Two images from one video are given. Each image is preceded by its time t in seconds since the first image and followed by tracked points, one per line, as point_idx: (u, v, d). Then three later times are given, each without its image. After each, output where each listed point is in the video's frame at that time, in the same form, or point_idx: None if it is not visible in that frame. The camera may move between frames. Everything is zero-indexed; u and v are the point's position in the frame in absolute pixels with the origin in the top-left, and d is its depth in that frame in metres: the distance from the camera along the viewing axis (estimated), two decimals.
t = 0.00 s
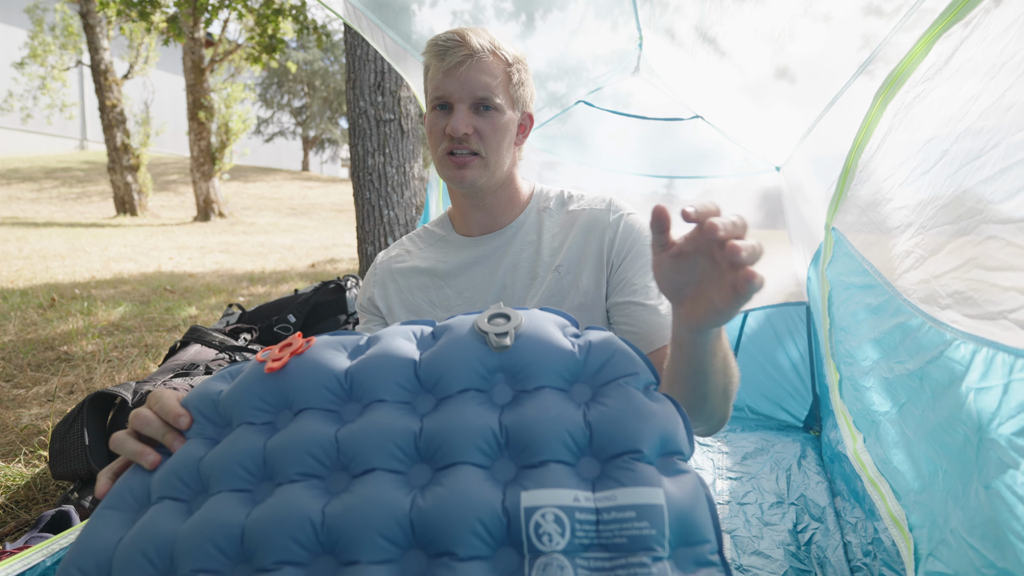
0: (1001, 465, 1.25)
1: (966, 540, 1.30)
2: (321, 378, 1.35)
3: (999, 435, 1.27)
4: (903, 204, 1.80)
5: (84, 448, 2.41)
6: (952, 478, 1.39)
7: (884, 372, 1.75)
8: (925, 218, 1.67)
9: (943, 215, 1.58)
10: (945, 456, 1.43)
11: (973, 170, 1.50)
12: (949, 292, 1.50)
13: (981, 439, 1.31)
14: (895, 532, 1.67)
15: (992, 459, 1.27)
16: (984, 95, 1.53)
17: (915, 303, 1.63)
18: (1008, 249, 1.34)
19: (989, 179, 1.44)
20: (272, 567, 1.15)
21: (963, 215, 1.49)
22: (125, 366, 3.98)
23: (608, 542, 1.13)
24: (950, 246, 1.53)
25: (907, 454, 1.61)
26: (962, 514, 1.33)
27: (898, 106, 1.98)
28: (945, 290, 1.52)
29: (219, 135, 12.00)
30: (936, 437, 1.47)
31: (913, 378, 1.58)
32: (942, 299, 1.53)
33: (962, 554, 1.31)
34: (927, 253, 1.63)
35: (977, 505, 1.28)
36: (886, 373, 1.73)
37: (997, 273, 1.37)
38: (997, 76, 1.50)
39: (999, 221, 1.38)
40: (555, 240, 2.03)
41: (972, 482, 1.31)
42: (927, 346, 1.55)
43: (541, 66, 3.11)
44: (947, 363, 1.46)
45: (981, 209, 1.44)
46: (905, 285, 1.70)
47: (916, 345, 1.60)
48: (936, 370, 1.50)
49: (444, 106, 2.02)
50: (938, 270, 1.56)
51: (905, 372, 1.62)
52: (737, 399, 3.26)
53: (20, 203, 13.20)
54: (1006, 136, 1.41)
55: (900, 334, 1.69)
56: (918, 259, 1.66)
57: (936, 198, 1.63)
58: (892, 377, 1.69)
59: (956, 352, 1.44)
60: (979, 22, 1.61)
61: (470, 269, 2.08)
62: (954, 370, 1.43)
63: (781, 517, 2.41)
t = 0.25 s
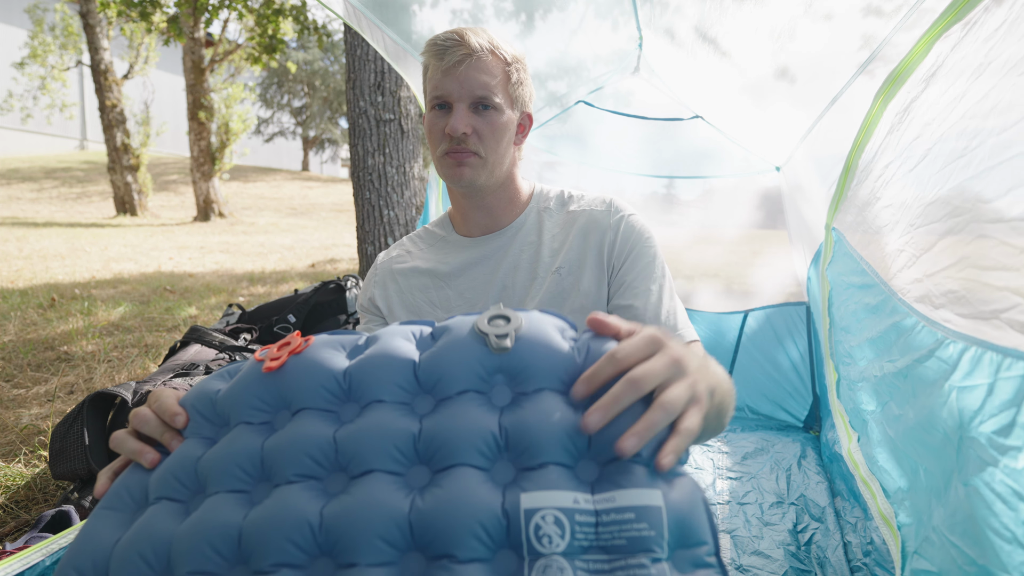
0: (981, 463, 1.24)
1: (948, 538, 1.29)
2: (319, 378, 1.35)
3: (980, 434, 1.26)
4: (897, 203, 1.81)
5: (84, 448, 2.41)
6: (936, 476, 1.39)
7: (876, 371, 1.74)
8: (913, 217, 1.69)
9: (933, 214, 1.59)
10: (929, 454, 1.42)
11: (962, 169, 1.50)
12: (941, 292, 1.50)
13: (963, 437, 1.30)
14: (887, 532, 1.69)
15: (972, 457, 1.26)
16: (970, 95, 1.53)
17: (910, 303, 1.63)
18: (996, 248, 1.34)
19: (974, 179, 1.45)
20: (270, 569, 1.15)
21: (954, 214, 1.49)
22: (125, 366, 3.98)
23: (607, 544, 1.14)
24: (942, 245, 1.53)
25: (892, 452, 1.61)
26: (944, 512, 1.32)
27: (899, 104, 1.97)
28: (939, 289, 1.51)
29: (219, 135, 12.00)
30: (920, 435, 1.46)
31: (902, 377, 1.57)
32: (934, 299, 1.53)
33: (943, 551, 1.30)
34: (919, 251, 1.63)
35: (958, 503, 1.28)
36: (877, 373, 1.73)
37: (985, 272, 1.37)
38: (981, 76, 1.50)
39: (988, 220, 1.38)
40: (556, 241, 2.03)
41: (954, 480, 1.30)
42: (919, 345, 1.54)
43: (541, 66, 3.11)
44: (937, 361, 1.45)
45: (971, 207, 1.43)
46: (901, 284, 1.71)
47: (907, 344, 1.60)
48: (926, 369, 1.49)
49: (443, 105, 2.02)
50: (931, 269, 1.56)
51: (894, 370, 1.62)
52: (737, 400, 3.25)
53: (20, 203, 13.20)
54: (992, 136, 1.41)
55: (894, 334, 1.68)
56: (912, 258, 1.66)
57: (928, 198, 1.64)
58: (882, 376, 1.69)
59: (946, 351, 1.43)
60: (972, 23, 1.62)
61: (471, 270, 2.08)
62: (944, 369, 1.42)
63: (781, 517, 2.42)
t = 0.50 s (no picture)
0: (955, 460, 1.23)
1: (918, 532, 1.29)
2: (320, 380, 1.35)
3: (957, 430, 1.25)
4: (897, 203, 1.81)
5: (84, 448, 2.41)
6: (918, 473, 1.38)
7: (880, 371, 1.73)
8: (913, 217, 1.69)
9: (931, 213, 1.59)
10: (915, 451, 1.41)
11: (959, 169, 1.50)
12: (936, 291, 1.51)
13: (944, 434, 1.30)
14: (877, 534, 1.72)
15: (948, 453, 1.26)
16: (971, 95, 1.53)
17: (907, 302, 1.63)
18: (986, 246, 1.34)
19: (970, 177, 1.45)
20: (272, 569, 1.15)
21: (950, 214, 1.49)
22: (125, 366, 3.98)
23: (607, 541, 1.15)
24: (938, 244, 1.54)
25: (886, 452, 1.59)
26: (919, 507, 1.32)
27: (899, 104, 1.99)
28: (934, 288, 1.51)
29: (219, 135, 12.00)
30: (909, 434, 1.45)
31: (902, 376, 1.56)
32: (929, 299, 1.53)
33: (913, 544, 1.30)
34: (916, 251, 1.64)
35: (930, 497, 1.27)
36: (880, 373, 1.71)
37: (977, 271, 1.37)
38: (982, 75, 1.51)
39: (977, 219, 1.38)
40: (556, 243, 2.03)
41: (932, 475, 1.30)
42: (918, 345, 1.53)
43: (541, 66, 3.11)
44: (933, 361, 1.44)
45: (964, 206, 1.43)
46: (900, 284, 1.71)
47: (906, 344, 1.59)
48: (922, 369, 1.48)
49: (444, 105, 2.02)
50: (928, 269, 1.56)
51: (895, 370, 1.61)
52: (737, 399, 3.25)
53: (20, 203, 13.20)
54: (988, 136, 1.41)
55: (894, 334, 1.68)
56: (910, 257, 1.66)
57: (926, 198, 1.64)
58: (885, 376, 1.67)
59: (942, 350, 1.42)
60: (977, 24, 1.63)
61: (471, 271, 2.08)
62: (938, 368, 1.41)
63: (781, 517, 2.41)
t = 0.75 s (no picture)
0: (943, 458, 1.25)
1: (905, 529, 1.31)
2: (315, 378, 1.35)
3: (946, 429, 1.27)
4: (901, 204, 1.81)
5: (84, 448, 2.41)
6: (904, 471, 1.40)
7: (877, 371, 1.73)
8: (917, 217, 1.69)
9: (935, 215, 1.59)
10: (899, 449, 1.44)
11: (966, 170, 1.50)
12: (936, 292, 1.51)
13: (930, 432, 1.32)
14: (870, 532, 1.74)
15: (933, 450, 1.28)
16: (979, 95, 1.53)
17: (906, 302, 1.63)
18: (990, 248, 1.34)
19: (976, 179, 1.44)
20: (269, 568, 1.15)
21: (953, 215, 1.49)
22: (125, 366, 3.98)
23: (603, 534, 1.15)
24: (940, 245, 1.53)
25: (878, 453, 1.58)
26: (904, 504, 1.34)
27: (899, 104, 1.98)
28: (934, 289, 1.51)
29: (219, 135, 11.99)
30: (898, 432, 1.46)
31: (898, 377, 1.56)
32: (929, 300, 1.53)
33: (901, 542, 1.32)
34: (919, 251, 1.63)
35: (916, 494, 1.30)
36: (877, 373, 1.72)
37: (978, 272, 1.37)
38: (992, 75, 1.50)
39: (982, 220, 1.38)
40: (556, 243, 2.03)
41: (916, 472, 1.33)
42: (915, 346, 1.53)
43: (541, 66, 3.11)
44: (928, 361, 1.44)
45: (968, 208, 1.43)
46: (900, 284, 1.71)
47: (903, 344, 1.59)
48: (916, 369, 1.49)
49: (440, 105, 2.02)
50: (929, 269, 1.56)
51: (894, 371, 1.60)
52: (738, 399, 3.26)
53: (20, 203, 13.20)
54: (996, 137, 1.41)
55: (892, 334, 1.68)
56: (911, 258, 1.66)
57: (932, 198, 1.63)
58: (882, 376, 1.67)
59: (937, 350, 1.42)
60: (981, 24, 1.62)
61: (471, 271, 2.08)
62: (932, 368, 1.42)
63: (780, 517, 2.42)
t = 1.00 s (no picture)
0: (955, 461, 1.25)
1: (919, 533, 1.31)
2: (311, 378, 1.35)
3: (956, 431, 1.27)
4: (901, 204, 1.80)
5: (84, 448, 2.41)
6: (909, 473, 1.41)
7: (869, 369, 1.76)
8: (917, 218, 1.68)
9: (935, 216, 1.59)
10: (902, 450, 1.45)
11: (968, 170, 1.49)
12: (937, 292, 1.51)
13: (938, 434, 1.32)
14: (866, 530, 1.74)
15: (945, 453, 1.28)
16: (980, 96, 1.52)
17: (907, 302, 1.63)
18: (994, 249, 1.34)
19: (979, 180, 1.44)
20: (267, 568, 1.15)
21: (955, 215, 1.49)
22: (125, 366, 3.98)
23: (600, 530, 1.15)
24: (942, 246, 1.53)
25: (872, 452, 1.61)
26: (916, 507, 1.35)
27: (899, 105, 1.99)
28: (935, 290, 1.51)
29: (219, 135, 11.99)
30: (898, 433, 1.48)
31: (891, 376, 1.59)
32: (930, 300, 1.53)
33: (916, 546, 1.32)
34: (920, 252, 1.63)
35: (929, 498, 1.30)
36: (871, 372, 1.74)
37: (982, 272, 1.37)
38: (992, 76, 1.49)
39: (986, 221, 1.38)
40: (555, 243, 2.03)
41: (927, 475, 1.33)
42: (912, 346, 1.54)
43: (541, 66, 3.11)
44: (927, 361, 1.45)
45: (971, 209, 1.43)
46: (900, 284, 1.71)
47: (900, 344, 1.60)
48: (914, 370, 1.50)
49: (439, 105, 2.03)
50: (930, 269, 1.56)
51: (886, 368, 1.64)
52: (737, 399, 3.26)
53: (20, 203, 13.20)
54: (998, 138, 1.40)
55: (889, 334, 1.69)
56: (912, 258, 1.66)
57: (933, 199, 1.63)
58: (874, 374, 1.70)
59: (937, 351, 1.43)
60: (981, 24, 1.62)
61: (470, 272, 2.08)
62: (932, 368, 1.42)
63: (781, 517, 2.42)
